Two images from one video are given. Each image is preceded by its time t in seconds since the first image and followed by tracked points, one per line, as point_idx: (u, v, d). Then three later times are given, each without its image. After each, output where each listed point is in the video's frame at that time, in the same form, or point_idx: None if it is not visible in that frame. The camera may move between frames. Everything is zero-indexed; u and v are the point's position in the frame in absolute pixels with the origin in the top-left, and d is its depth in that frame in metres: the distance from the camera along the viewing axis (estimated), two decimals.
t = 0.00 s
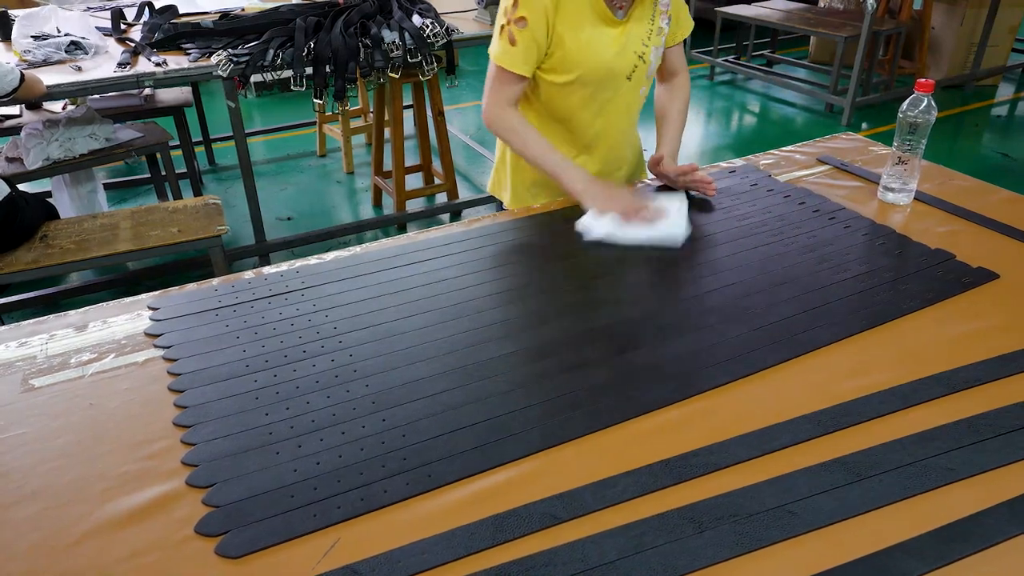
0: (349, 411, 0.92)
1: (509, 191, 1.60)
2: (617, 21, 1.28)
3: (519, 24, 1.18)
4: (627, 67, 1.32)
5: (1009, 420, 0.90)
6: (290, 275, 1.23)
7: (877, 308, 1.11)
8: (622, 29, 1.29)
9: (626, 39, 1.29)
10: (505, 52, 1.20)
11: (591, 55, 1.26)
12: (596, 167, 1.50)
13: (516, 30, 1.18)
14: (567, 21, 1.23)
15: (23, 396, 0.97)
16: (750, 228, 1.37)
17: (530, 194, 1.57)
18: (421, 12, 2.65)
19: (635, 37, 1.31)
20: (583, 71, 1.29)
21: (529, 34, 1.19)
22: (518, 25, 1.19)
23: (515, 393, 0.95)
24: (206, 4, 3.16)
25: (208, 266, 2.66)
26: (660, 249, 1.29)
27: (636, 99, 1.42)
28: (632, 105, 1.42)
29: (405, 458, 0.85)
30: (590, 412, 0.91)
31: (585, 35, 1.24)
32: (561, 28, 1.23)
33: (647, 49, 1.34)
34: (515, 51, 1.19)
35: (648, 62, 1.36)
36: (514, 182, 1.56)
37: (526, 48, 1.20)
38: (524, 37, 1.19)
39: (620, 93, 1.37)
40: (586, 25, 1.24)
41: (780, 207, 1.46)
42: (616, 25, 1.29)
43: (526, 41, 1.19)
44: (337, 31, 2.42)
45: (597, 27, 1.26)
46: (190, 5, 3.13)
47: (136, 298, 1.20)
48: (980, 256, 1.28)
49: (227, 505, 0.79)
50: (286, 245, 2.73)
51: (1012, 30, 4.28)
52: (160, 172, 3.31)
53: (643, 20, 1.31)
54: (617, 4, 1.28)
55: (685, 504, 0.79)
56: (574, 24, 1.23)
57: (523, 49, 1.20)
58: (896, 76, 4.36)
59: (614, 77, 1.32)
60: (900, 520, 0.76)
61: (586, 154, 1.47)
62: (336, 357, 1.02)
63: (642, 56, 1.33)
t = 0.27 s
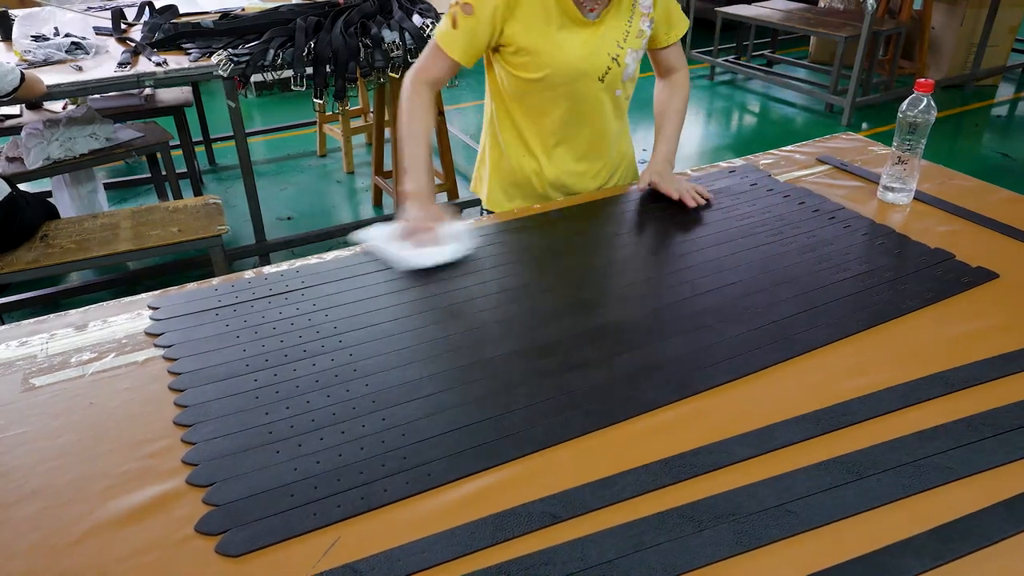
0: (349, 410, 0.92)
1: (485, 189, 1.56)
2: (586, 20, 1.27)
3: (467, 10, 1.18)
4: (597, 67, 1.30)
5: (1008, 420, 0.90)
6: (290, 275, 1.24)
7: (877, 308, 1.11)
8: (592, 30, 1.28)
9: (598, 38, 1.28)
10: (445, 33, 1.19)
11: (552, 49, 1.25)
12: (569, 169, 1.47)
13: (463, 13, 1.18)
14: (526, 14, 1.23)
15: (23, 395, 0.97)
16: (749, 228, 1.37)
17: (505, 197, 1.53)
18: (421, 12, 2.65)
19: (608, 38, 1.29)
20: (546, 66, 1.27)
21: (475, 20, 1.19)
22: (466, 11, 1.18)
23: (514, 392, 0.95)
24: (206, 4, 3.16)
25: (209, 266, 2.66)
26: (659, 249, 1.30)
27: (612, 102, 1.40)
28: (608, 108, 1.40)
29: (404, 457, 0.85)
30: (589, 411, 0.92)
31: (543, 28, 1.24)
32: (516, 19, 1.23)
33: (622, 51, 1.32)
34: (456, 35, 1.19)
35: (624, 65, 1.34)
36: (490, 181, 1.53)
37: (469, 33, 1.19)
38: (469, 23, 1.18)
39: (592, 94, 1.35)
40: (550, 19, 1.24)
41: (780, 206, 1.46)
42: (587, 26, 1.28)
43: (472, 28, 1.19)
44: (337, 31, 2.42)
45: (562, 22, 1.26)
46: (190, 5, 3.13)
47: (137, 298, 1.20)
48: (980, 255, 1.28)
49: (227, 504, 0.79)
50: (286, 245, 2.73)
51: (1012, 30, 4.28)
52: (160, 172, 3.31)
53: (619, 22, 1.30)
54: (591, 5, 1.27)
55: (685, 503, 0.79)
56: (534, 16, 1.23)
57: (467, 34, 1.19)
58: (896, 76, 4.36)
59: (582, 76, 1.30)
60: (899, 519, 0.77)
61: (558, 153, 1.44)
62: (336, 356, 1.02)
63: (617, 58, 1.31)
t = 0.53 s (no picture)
0: (350, 409, 0.92)
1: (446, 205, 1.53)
2: (541, 31, 1.26)
3: (423, 33, 1.19)
4: (554, 79, 1.28)
5: (1008, 418, 0.90)
6: (291, 274, 1.24)
7: (877, 307, 1.11)
8: (547, 40, 1.27)
9: (552, 49, 1.27)
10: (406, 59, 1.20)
11: (505, 63, 1.25)
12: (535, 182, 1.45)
13: (420, 38, 1.19)
14: (475, 31, 1.23)
15: (25, 394, 0.98)
16: (749, 228, 1.37)
17: (472, 210, 1.50)
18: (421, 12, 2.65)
19: (563, 48, 1.28)
20: (499, 81, 1.26)
21: (433, 44, 1.20)
22: (422, 34, 1.19)
23: (513, 391, 0.95)
24: (206, 4, 3.17)
25: (209, 266, 2.66)
26: (658, 248, 1.30)
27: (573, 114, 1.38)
28: (569, 120, 1.38)
29: (405, 455, 0.85)
30: (589, 410, 0.92)
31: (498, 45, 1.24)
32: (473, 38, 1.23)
33: (580, 61, 1.30)
34: (415, 59, 1.19)
35: (582, 76, 1.32)
36: (452, 197, 1.50)
37: (429, 54, 1.20)
38: (426, 47, 1.19)
39: (551, 106, 1.33)
40: (502, 34, 1.24)
41: (780, 206, 1.46)
42: (542, 35, 1.27)
43: (429, 52, 1.20)
44: (337, 30, 2.43)
45: (513, 36, 1.25)
46: (190, 5, 3.14)
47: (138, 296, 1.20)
48: (980, 255, 1.28)
49: (230, 502, 0.80)
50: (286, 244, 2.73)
51: (1012, 30, 4.29)
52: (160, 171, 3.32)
53: (576, 30, 1.29)
54: (543, 13, 1.26)
55: (685, 501, 0.79)
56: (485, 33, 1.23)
57: (425, 57, 1.19)
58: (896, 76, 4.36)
59: (539, 88, 1.29)
60: (898, 517, 0.77)
61: (520, 167, 1.43)
62: (337, 355, 1.02)
63: (574, 68, 1.30)
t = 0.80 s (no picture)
0: (350, 408, 0.92)
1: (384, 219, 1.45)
2: (477, 49, 1.18)
3: (400, 64, 1.11)
4: (498, 101, 1.22)
5: (1007, 418, 0.90)
6: (292, 274, 1.24)
7: (876, 307, 1.12)
8: (483, 58, 1.18)
9: (490, 69, 1.19)
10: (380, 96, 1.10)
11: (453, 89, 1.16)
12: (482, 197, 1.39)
13: (396, 71, 1.10)
14: (431, 58, 1.14)
15: (26, 394, 0.98)
16: (749, 228, 1.37)
17: (411, 223, 1.44)
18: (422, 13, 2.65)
19: (503, 66, 1.20)
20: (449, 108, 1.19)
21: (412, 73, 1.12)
22: (399, 65, 1.11)
23: (512, 391, 0.95)
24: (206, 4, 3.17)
25: (210, 266, 2.66)
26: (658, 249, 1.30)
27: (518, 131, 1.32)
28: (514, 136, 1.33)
29: (406, 454, 0.85)
30: (589, 410, 0.92)
31: (446, 67, 1.15)
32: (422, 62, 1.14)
33: (519, 77, 1.23)
34: (397, 94, 1.10)
35: (523, 93, 1.25)
36: (390, 211, 1.43)
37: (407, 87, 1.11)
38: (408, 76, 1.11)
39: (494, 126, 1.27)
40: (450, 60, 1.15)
41: (780, 206, 1.46)
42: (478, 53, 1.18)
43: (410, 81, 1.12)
44: (337, 31, 2.44)
45: (461, 59, 1.16)
46: (191, 5, 3.14)
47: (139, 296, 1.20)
48: (980, 255, 1.28)
49: (232, 500, 0.80)
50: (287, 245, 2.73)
51: (1012, 30, 4.29)
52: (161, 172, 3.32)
53: (515, 45, 1.21)
54: (472, 26, 1.18)
55: (684, 501, 0.79)
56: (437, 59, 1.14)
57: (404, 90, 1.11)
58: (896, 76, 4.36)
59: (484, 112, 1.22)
60: (897, 516, 0.77)
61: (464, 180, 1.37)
62: (338, 355, 1.02)
63: (514, 86, 1.22)
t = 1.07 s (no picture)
0: (351, 408, 0.92)
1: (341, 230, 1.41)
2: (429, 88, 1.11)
3: (307, 76, 0.98)
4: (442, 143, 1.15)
5: (1007, 418, 0.90)
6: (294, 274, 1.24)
7: (877, 307, 1.12)
8: (435, 97, 1.12)
9: (434, 110, 1.12)
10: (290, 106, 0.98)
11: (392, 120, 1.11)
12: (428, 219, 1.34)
13: (303, 80, 0.98)
14: (372, 83, 1.08)
15: (28, 393, 0.98)
16: (749, 228, 1.38)
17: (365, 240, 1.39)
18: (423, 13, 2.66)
19: (455, 106, 1.13)
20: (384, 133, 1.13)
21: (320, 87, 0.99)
22: (305, 77, 0.98)
23: (512, 391, 0.95)
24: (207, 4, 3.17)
25: (210, 266, 2.66)
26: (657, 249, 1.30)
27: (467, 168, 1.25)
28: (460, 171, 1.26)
29: (407, 454, 0.85)
30: (589, 410, 0.92)
31: (388, 97, 1.09)
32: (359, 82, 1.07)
33: (475, 123, 1.16)
34: (304, 106, 0.97)
35: (475, 138, 1.18)
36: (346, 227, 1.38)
37: (312, 100, 0.98)
38: (309, 89, 0.98)
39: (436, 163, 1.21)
40: (385, 88, 1.08)
41: (780, 206, 1.46)
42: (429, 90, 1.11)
43: (319, 97, 0.99)
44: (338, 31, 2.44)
45: (400, 92, 1.09)
46: (192, 5, 3.15)
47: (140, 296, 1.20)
48: (980, 255, 1.28)
49: (234, 499, 0.80)
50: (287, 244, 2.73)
51: (1012, 30, 4.29)
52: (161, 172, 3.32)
53: (473, 84, 1.13)
54: (429, 54, 1.11)
55: (684, 501, 0.79)
56: (374, 83, 1.08)
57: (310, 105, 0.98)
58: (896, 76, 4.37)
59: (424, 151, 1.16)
60: (896, 516, 0.77)
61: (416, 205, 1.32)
62: (339, 355, 1.03)
63: (466, 130, 1.16)
